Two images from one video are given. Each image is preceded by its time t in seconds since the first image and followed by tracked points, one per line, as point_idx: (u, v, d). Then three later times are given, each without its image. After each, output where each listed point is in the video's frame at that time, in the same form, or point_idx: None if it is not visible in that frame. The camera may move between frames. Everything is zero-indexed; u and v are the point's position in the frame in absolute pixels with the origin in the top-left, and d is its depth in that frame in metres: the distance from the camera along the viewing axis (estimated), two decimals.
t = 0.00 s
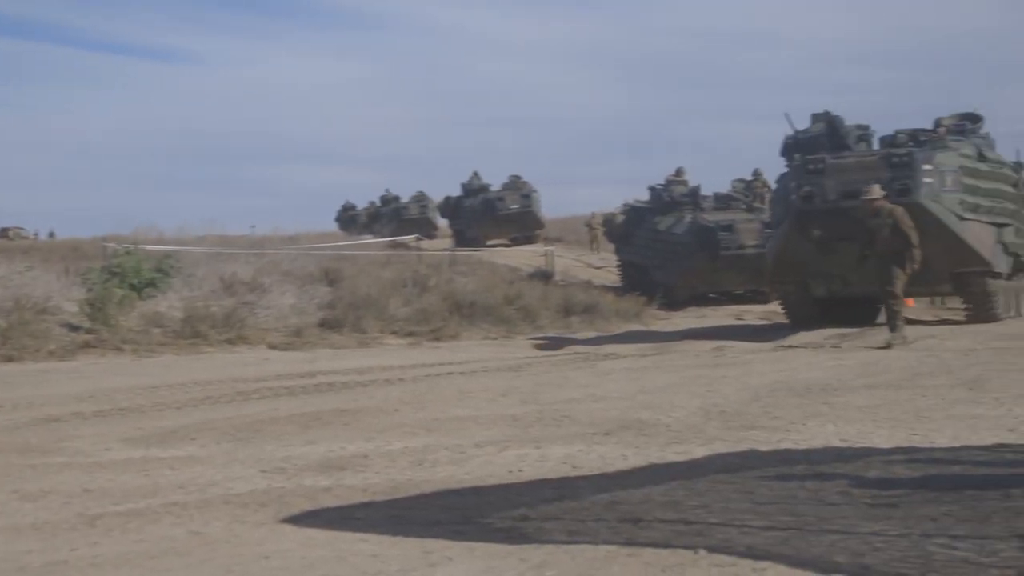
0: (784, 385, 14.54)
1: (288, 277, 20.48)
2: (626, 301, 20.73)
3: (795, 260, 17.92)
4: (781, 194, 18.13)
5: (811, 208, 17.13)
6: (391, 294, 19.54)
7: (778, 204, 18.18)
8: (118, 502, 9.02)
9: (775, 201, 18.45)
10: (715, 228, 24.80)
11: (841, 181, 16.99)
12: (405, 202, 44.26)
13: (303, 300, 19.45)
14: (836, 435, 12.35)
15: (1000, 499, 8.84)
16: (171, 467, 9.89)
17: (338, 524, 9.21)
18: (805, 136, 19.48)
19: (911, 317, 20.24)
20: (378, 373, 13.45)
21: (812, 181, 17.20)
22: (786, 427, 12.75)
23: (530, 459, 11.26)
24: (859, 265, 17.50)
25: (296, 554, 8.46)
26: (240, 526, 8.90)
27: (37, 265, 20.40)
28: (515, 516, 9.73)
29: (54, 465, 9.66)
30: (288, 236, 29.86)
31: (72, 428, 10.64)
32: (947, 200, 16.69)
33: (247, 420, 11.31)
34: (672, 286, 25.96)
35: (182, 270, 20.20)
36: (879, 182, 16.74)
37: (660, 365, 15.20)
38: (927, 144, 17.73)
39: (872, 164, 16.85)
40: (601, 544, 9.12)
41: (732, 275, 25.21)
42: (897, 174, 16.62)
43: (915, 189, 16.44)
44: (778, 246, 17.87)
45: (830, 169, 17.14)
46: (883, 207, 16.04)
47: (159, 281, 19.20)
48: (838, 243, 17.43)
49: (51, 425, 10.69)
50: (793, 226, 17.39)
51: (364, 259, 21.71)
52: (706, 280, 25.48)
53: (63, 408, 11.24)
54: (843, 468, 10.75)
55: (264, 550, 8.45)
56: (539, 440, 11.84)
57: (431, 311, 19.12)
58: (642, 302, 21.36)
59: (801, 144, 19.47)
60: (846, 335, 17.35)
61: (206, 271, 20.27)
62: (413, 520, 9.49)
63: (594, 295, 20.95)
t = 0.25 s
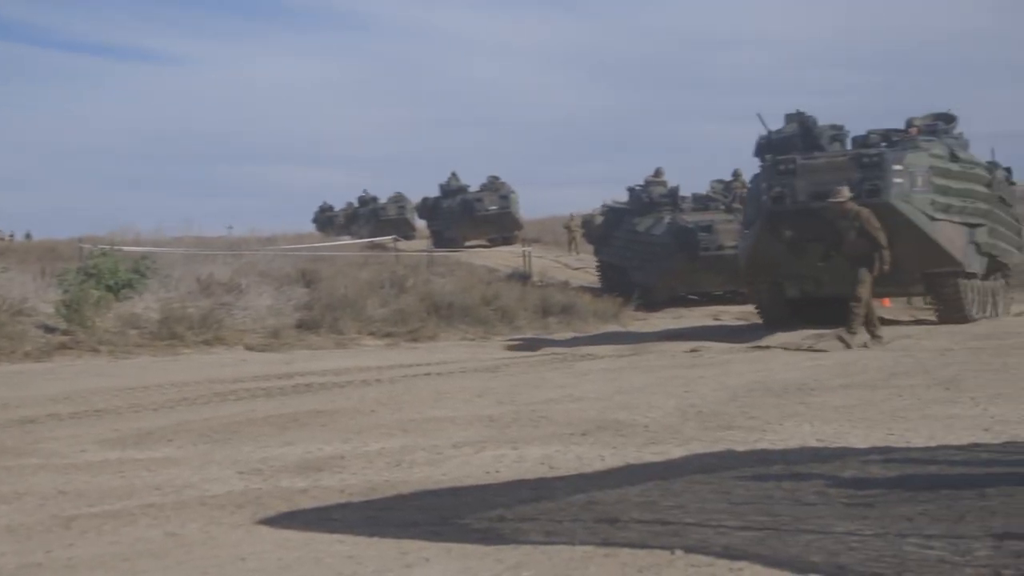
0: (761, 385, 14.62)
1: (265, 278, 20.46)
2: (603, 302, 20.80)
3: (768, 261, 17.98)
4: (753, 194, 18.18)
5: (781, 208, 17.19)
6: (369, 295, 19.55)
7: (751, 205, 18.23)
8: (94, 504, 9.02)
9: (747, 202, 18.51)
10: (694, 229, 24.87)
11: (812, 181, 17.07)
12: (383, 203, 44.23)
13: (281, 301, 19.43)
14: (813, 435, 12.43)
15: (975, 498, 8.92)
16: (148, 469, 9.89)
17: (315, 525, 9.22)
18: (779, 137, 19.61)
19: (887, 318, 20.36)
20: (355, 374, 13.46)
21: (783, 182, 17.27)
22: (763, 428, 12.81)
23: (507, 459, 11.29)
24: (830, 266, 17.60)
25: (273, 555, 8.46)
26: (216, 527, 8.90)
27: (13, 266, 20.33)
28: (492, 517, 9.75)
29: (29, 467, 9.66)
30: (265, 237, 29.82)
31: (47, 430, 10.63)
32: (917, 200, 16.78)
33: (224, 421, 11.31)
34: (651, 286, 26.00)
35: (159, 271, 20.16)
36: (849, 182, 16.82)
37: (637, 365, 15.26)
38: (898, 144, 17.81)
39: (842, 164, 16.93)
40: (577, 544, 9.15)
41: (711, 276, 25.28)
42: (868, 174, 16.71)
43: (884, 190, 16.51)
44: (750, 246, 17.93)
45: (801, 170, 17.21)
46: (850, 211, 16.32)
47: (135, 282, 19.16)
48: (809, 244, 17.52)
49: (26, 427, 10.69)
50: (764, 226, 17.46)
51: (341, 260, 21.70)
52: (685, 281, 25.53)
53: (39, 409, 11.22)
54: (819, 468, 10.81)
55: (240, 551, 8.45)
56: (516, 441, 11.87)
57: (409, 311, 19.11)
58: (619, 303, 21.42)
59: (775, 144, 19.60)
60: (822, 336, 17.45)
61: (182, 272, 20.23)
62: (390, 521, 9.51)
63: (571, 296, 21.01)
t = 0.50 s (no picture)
0: (747, 389, 14.65)
1: (252, 279, 20.45)
2: (591, 305, 20.82)
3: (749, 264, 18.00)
4: (735, 197, 18.16)
5: (763, 213, 17.19)
6: (355, 297, 19.55)
7: (732, 208, 18.22)
8: (78, 505, 9.01)
9: (729, 204, 18.47)
10: (684, 232, 24.86)
11: (793, 185, 17.07)
12: (371, 205, 44.22)
13: (268, 302, 19.42)
14: (799, 439, 12.46)
15: (960, 503, 8.96)
16: (133, 470, 9.88)
17: (300, 528, 9.21)
18: (763, 140, 19.66)
19: (873, 322, 20.41)
20: (341, 376, 13.46)
21: (764, 186, 17.23)
22: (749, 431, 12.84)
23: (494, 462, 11.30)
24: (812, 270, 17.67)
25: (257, 558, 8.45)
26: (201, 529, 8.89)
27: None
28: (478, 520, 9.76)
29: (14, 469, 9.65)
30: (253, 239, 29.78)
31: (33, 431, 10.61)
32: (899, 205, 16.82)
33: (210, 423, 11.31)
34: (641, 290, 26.01)
35: (146, 272, 20.13)
36: (830, 187, 16.85)
37: (624, 368, 15.29)
38: (881, 149, 17.87)
39: (823, 168, 16.94)
40: (562, 548, 9.16)
41: (700, 281, 25.31)
42: (849, 179, 16.75)
43: (866, 195, 16.53)
44: (732, 249, 17.93)
45: (782, 174, 17.17)
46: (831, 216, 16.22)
47: (122, 283, 19.10)
48: (790, 248, 17.55)
49: (11, 428, 10.68)
50: (746, 230, 17.46)
51: (328, 262, 21.70)
52: (675, 285, 25.54)
53: (23, 410, 11.21)
54: (805, 472, 10.84)
55: (225, 554, 8.44)
56: (502, 444, 11.88)
57: (395, 314, 19.09)
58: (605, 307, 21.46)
59: (759, 148, 19.64)
60: (808, 340, 17.49)
61: (168, 274, 20.20)
62: (376, 523, 9.51)
63: (558, 299, 21.05)
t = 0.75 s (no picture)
0: (735, 394, 14.68)
1: (241, 285, 20.46)
2: (580, 310, 20.86)
3: (733, 270, 18.08)
4: (718, 203, 18.27)
5: (746, 218, 17.32)
6: (344, 302, 19.56)
7: (716, 214, 18.33)
8: (66, 512, 9.02)
9: (713, 209, 18.54)
10: (676, 238, 24.92)
11: (776, 191, 17.25)
12: (361, 210, 44.21)
13: (257, 308, 19.43)
14: (787, 444, 12.49)
15: (947, 508, 9.00)
16: (121, 476, 9.89)
17: (288, 534, 9.22)
18: (749, 145, 19.74)
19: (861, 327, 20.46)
20: (330, 382, 13.46)
21: (747, 192, 17.38)
22: (737, 437, 12.87)
23: (482, 468, 11.31)
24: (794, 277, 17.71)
25: (244, 564, 8.46)
26: (189, 536, 8.90)
27: None
28: (466, 526, 9.77)
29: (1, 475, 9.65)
30: (242, 244, 29.78)
31: (20, 438, 10.61)
32: (882, 210, 16.92)
33: (198, 429, 11.31)
34: (631, 295, 26.05)
35: (134, 277, 20.11)
36: (812, 192, 16.97)
37: (612, 373, 15.31)
38: (867, 153, 17.95)
39: (807, 174, 17.06)
40: (550, 553, 9.18)
41: (691, 286, 25.35)
42: (831, 184, 16.87)
43: (847, 200, 16.64)
44: (715, 255, 18.05)
45: (765, 180, 17.32)
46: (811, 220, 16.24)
47: (111, 288, 19.11)
48: (773, 253, 17.57)
49: None
50: (729, 236, 17.58)
51: (318, 268, 21.70)
52: (665, 291, 25.56)
53: (11, 417, 11.21)
54: (793, 477, 10.87)
55: (212, 560, 8.44)
56: (491, 450, 11.89)
57: (384, 319, 19.08)
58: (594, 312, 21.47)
59: (744, 153, 19.74)
60: (796, 345, 17.53)
61: (157, 279, 20.18)
62: (364, 529, 9.51)
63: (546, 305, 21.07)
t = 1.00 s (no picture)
0: (721, 398, 14.71)
1: (227, 289, 20.45)
2: (566, 314, 20.89)
3: (714, 275, 18.14)
4: (700, 207, 18.34)
5: (726, 223, 17.38)
6: (331, 306, 19.56)
7: (698, 218, 18.40)
8: (49, 517, 9.01)
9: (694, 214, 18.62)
10: (664, 242, 24.99)
11: (755, 195, 17.28)
12: (348, 214, 44.20)
13: (242, 311, 19.43)
14: (772, 448, 12.52)
15: (930, 512, 9.04)
16: (105, 481, 9.87)
17: (272, 538, 9.21)
18: (731, 149, 19.78)
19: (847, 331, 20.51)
20: (316, 386, 13.46)
21: (727, 196, 17.44)
22: (722, 441, 12.90)
23: (468, 472, 11.32)
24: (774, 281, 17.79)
25: (228, 568, 8.45)
26: (173, 540, 8.89)
27: None
28: (451, 530, 9.77)
29: None
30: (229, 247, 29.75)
31: (4, 442, 10.60)
32: (863, 214, 16.99)
33: (183, 433, 11.30)
34: (617, 300, 26.07)
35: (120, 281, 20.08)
36: (792, 196, 17.01)
37: (597, 378, 15.34)
38: (849, 157, 18.00)
39: (787, 178, 17.11)
40: (534, 557, 9.19)
41: (678, 290, 25.40)
42: (812, 188, 16.90)
43: (827, 204, 16.70)
44: (697, 260, 18.10)
45: (745, 184, 17.37)
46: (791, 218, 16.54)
47: (96, 292, 19.10)
48: (754, 257, 17.67)
49: None
50: (710, 240, 17.63)
51: (304, 271, 21.69)
52: (652, 294, 25.60)
53: None
54: (778, 481, 10.90)
55: (196, 565, 8.43)
56: (476, 454, 11.90)
57: (371, 323, 19.07)
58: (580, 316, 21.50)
59: (727, 157, 19.77)
60: (781, 350, 17.57)
61: (143, 282, 20.16)
62: (348, 534, 9.51)
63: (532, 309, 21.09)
